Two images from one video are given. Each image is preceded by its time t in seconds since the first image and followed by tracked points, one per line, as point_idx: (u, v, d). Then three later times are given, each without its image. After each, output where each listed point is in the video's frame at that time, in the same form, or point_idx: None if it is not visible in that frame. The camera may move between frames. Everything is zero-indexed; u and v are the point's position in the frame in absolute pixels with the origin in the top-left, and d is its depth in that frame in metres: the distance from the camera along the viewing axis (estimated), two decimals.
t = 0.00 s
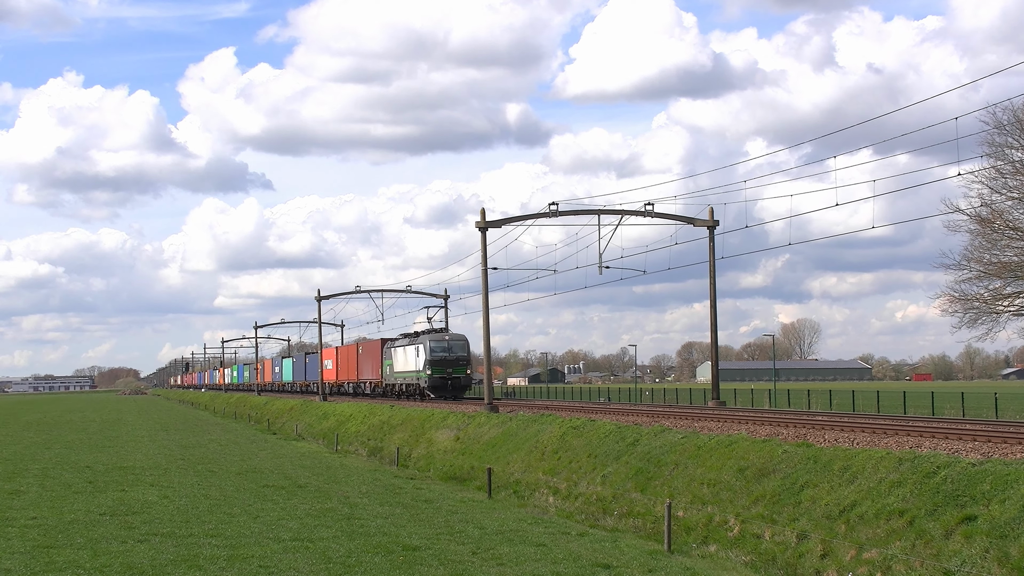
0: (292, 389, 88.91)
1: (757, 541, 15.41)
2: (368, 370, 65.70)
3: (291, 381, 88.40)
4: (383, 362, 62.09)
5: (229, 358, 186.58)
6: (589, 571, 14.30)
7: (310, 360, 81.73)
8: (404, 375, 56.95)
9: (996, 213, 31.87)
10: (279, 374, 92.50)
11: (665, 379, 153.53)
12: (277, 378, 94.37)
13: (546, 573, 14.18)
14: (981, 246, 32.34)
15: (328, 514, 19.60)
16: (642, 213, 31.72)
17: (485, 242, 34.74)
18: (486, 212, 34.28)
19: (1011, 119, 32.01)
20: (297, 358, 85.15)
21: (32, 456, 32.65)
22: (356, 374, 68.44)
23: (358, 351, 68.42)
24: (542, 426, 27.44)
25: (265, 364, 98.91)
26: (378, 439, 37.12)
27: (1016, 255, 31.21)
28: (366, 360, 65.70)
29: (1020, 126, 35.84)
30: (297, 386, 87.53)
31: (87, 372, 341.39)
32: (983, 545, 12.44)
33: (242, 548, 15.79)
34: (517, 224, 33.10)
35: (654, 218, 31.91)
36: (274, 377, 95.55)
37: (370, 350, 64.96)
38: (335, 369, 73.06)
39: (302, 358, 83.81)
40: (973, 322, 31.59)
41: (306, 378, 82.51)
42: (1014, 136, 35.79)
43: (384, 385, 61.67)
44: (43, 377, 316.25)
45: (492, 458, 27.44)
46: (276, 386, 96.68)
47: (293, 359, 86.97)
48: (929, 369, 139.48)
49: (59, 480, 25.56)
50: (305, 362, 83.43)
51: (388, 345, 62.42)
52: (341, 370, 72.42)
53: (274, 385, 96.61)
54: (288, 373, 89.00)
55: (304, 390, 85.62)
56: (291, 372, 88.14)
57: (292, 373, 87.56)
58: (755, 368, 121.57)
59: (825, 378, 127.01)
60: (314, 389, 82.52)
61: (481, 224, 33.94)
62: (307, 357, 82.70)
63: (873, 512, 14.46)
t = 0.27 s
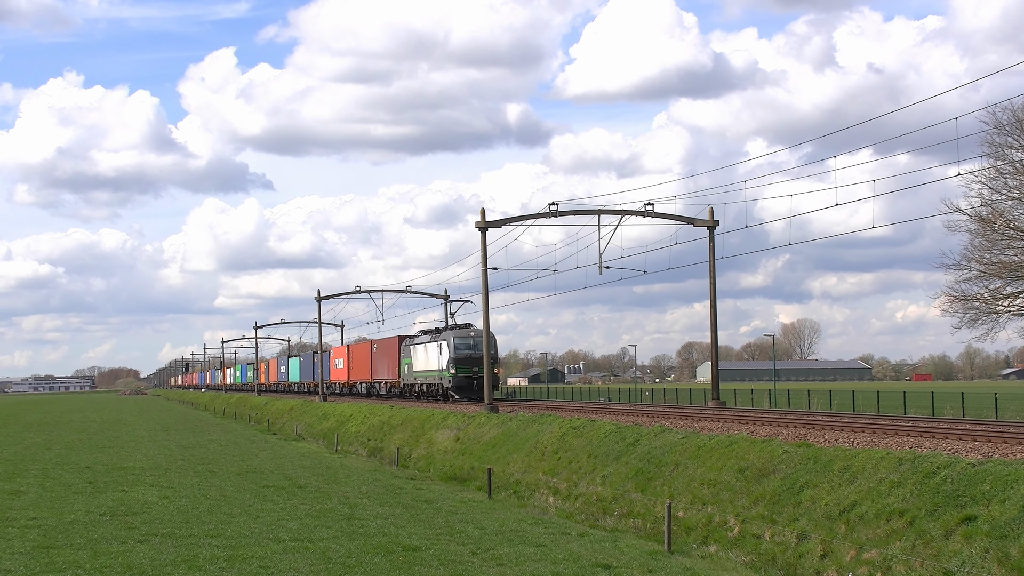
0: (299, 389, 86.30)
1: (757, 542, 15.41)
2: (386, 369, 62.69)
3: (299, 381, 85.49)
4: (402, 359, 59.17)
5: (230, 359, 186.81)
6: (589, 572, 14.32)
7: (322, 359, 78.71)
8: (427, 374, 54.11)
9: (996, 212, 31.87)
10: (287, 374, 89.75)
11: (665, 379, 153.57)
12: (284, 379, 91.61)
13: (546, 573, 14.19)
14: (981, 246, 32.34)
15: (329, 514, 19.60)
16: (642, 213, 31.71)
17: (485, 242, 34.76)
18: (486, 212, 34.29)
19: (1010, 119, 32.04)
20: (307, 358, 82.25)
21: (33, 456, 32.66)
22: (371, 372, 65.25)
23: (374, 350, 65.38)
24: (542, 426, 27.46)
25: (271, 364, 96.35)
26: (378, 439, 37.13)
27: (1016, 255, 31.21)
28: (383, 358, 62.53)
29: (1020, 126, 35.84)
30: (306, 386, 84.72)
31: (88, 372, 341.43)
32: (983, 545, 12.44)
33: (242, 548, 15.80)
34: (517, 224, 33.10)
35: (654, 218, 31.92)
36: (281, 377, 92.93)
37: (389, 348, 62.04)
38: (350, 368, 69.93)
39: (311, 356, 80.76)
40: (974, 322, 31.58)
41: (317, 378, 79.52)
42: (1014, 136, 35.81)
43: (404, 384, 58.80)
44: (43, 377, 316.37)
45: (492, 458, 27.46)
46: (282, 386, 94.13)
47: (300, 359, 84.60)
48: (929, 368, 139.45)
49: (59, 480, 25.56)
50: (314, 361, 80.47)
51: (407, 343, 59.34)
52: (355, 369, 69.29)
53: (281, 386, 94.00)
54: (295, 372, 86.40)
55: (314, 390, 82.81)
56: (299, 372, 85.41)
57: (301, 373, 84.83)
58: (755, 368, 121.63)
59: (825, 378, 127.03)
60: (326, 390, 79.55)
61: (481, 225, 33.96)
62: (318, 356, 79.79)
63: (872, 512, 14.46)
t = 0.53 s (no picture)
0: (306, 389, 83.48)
1: (757, 541, 15.40)
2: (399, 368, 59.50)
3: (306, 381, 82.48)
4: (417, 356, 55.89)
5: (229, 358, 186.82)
6: (589, 571, 14.30)
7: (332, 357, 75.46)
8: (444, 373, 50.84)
9: (996, 212, 31.87)
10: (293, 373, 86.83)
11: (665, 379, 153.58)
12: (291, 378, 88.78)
13: (546, 573, 14.17)
14: (981, 245, 32.34)
15: (328, 514, 19.59)
16: (642, 212, 31.70)
17: (485, 242, 34.75)
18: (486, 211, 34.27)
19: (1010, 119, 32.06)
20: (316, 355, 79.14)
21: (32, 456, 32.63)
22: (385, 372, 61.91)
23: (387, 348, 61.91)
24: (542, 426, 27.44)
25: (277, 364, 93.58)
26: (377, 439, 37.11)
27: (1016, 254, 31.20)
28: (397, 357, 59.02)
29: (1020, 125, 35.84)
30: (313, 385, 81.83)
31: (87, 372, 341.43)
32: (983, 545, 12.44)
33: (241, 548, 15.78)
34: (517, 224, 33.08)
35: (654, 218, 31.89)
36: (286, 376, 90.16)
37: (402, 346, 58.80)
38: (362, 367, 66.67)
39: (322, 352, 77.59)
40: (974, 321, 31.58)
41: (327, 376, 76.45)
42: (1014, 135, 35.82)
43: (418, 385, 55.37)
44: (43, 377, 316.34)
45: (491, 458, 27.45)
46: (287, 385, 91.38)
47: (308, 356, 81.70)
48: (928, 368, 139.45)
49: (59, 480, 25.52)
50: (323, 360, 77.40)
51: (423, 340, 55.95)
52: (368, 368, 66.04)
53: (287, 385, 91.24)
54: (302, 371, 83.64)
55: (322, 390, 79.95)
56: (305, 371, 82.71)
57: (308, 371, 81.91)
58: (755, 368, 121.62)
59: (824, 378, 127.02)
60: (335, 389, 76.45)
61: (480, 224, 33.94)
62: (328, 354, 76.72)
63: (872, 512, 14.46)
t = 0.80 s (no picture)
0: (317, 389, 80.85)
1: (757, 541, 15.40)
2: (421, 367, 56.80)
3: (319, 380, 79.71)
4: (440, 355, 52.96)
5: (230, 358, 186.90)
6: (589, 571, 14.29)
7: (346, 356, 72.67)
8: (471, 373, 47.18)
9: (997, 212, 31.88)
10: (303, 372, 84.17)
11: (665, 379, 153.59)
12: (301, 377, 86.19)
13: (546, 572, 14.17)
14: (982, 245, 32.34)
15: (328, 513, 19.59)
16: (642, 212, 31.69)
17: (485, 241, 34.75)
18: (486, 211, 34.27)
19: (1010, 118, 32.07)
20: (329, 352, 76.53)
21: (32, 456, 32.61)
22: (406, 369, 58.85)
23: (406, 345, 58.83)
24: (542, 425, 27.44)
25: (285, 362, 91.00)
26: (377, 438, 37.11)
27: (1016, 254, 31.21)
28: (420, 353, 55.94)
29: (1021, 125, 35.85)
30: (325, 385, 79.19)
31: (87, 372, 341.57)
32: (983, 544, 12.43)
33: (241, 548, 15.77)
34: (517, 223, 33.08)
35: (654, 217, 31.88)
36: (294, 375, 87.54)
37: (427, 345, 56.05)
38: (379, 365, 63.87)
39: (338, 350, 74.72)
40: (974, 321, 31.59)
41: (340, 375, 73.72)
42: (1014, 135, 35.83)
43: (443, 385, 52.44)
44: (43, 376, 316.43)
45: (491, 457, 27.44)
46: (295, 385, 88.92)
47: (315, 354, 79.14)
48: (928, 368, 139.46)
49: (58, 480, 25.51)
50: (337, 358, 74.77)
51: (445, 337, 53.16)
52: (388, 366, 63.32)
53: (295, 386, 88.73)
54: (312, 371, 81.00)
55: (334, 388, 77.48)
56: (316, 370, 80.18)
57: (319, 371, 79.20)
58: (755, 368, 121.66)
59: (824, 377, 127.06)
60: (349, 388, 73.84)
61: (481, 224, 33.95)
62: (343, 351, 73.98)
63: (872, 511, 14.46)
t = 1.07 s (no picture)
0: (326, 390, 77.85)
1: (757, 541, 15.40)
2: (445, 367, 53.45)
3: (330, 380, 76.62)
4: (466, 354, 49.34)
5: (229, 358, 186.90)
6: (589, 571, 14.29)
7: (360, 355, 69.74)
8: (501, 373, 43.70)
9: (996, 213, 31.88)
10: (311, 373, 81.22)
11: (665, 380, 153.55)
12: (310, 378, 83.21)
13: (546, 573, 14.16)
14: (982, 246, 32.34)
15: (328, 513, 19.60)
16: (642, 213, 31.68)
17: (485, 242, 34.74)
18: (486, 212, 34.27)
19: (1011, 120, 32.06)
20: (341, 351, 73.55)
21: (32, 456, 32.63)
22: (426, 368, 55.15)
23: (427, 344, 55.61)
24: (542, 426, 27.43)
25: (292, 363, 88.10)
26: (377, 439, 37.11)
27: (1016, 255, 31.19)
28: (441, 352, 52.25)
29: (1021, 126, 35.84)
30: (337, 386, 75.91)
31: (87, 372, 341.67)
32: (983, 544, 12.43)
33: (241, 548, 15.78)
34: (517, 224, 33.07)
35: (654, 218, 31.87)
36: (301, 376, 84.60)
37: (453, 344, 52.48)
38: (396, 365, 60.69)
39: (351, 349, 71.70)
40: (974, 321, 31.58)
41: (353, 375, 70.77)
42: (1014, 136, 35.81)
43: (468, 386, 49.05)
44: (43, 377, 316.49)
45: (491, 457, 27.44)
46: (302, 386, 85.93)
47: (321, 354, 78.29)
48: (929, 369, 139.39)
49: (59, 480, 25.51)
50: (349, 357, 71.86)
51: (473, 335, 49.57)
52: (407, 365, 60.15)
53: (303, 387, 85.77)
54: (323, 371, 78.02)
55: (343, 389, 74.48)
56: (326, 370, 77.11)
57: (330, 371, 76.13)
58: (755, 368, 121.62)
59: (825, 378, 127.00)
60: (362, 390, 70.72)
61: (481, 225, 33.94)
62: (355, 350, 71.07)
63: (872, 512, 14.45)
